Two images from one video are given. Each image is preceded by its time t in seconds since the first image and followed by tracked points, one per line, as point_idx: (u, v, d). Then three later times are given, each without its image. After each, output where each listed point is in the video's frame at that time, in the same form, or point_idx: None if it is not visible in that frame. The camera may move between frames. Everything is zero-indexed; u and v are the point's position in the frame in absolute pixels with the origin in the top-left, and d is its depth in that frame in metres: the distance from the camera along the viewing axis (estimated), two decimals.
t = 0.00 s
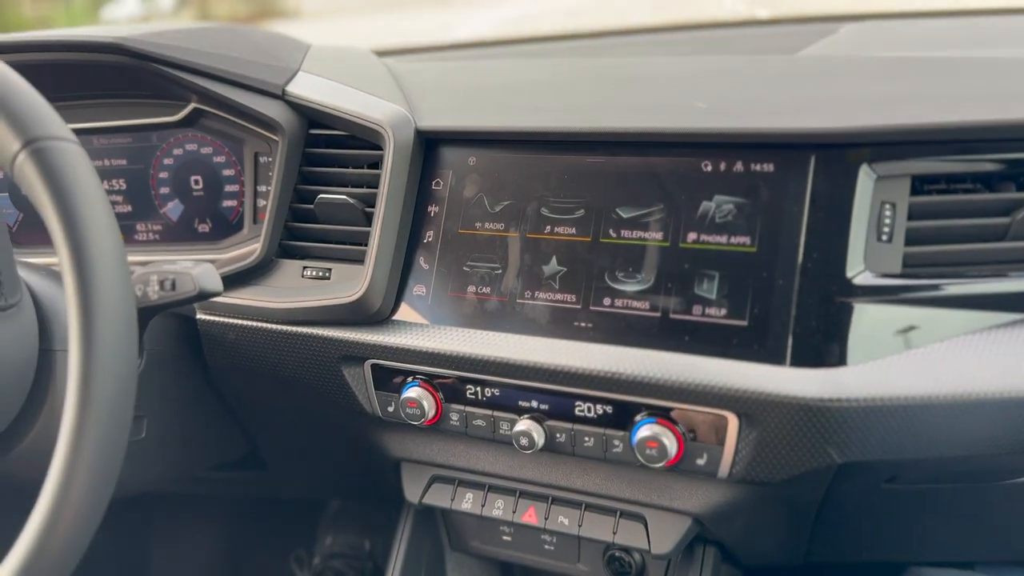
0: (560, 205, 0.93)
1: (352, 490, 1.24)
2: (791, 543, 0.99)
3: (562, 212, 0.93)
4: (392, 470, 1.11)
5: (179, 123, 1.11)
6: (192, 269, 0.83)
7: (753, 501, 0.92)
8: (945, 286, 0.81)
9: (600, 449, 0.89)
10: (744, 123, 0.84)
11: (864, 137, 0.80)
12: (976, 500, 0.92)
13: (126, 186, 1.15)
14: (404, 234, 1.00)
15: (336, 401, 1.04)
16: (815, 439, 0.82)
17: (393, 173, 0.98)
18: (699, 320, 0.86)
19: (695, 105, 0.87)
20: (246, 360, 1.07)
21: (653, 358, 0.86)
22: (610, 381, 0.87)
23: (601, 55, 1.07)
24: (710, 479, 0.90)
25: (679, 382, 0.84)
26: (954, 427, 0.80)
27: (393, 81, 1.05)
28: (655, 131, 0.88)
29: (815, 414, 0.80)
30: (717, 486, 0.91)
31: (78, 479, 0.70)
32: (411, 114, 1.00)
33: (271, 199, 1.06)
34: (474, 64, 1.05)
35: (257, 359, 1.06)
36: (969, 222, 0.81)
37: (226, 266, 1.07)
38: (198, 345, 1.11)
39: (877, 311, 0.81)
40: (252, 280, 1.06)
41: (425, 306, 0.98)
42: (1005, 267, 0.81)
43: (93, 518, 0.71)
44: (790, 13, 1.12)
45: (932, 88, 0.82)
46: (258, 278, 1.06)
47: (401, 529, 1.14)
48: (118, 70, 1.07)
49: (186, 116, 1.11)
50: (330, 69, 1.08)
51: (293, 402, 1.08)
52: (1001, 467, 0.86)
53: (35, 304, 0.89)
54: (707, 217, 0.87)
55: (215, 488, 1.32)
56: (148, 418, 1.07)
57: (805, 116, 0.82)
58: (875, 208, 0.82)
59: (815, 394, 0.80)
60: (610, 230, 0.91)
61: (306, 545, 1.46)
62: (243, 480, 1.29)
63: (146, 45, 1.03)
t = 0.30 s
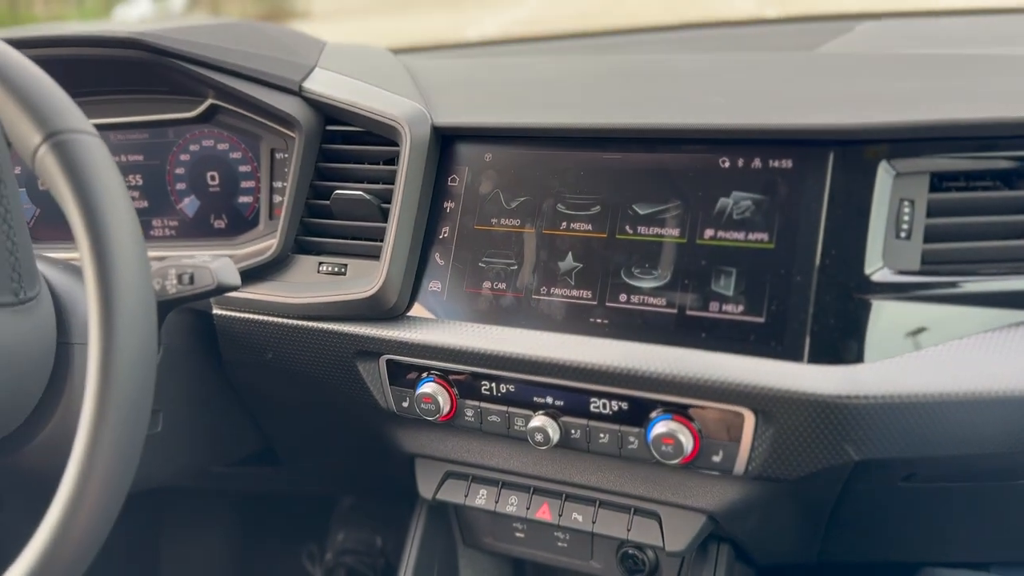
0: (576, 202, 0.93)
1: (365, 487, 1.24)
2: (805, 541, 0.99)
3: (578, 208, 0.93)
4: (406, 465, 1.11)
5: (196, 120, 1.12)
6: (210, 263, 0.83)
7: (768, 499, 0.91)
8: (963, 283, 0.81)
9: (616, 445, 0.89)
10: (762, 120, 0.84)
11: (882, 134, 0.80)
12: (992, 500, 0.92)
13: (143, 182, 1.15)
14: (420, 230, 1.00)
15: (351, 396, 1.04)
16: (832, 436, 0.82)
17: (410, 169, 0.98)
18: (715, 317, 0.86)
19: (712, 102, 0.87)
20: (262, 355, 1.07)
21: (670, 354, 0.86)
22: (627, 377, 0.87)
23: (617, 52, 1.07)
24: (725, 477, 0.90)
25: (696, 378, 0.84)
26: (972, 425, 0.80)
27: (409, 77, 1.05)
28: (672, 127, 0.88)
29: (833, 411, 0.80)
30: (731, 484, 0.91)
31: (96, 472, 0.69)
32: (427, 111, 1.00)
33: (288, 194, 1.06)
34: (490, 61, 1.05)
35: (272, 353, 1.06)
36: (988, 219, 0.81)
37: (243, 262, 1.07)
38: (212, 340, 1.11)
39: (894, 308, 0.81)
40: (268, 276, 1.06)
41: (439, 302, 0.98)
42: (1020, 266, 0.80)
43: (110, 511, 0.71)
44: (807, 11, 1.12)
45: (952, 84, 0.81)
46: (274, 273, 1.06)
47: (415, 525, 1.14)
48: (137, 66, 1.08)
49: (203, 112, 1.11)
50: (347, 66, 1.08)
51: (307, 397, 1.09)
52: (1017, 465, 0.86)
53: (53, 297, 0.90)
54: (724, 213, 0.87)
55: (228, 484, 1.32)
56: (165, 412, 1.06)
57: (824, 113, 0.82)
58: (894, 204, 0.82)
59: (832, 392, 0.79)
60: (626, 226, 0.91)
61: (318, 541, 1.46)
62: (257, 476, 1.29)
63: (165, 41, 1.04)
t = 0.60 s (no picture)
0: (586, 197, 0.94)
1: (376, 480, 1.25)
2: (813, 535, 1.00)
3: (588, 203, 0.94)
4: (417, 458, 1.13)
5: (210, 116, 1.13)
6: (225, 255, 0.83)
7: (776, 492, 0.92)
8: (970, 278, 0.82)
9: (625, 438, 0.90)
10: (771, 116, 0.85)
11: (891, 129, 0.81)
12: (998, 495, 0.92)
13: (158, 178, 1.17)
14: (431, 225, 1.01)
15: (363, 389, 1.06)
16: (839, 429, 0.83)
17: (421, 164, 1.00)
18: (723, 311, 0.86)
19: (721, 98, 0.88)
20: (275, 348, 1.08)
21: (678, 348, 0.87)
22: (636, 371, 0.88)
23: (627, 50, 1.08)
24: (733, 470, 0.91)
25: (704, 371, 0.85)
26: (977, 419, 0.81)
27: (420, 72, 1.06)
28: (682, 123, 0.89)
29: (840, 404, 0.81)
30: (739, 477, 0.92)
31: (115, 459, 0.71)
32: (439, 107, 1.01)
33: (301, 189, 1.08)
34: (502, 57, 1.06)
35: (286, 347, 1.07)
36: (996, 213, 0.81)
37: (256, 256, 1.09)
38: (227, 334, 1.13)
39: (902, 302, 0.82)
40: (282, 270, 1.08)
41: (450, 296, 0.99)
42: None
43: (129, 497, 0.72)
44: (817, 8, 1.12)
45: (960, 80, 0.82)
46: (287, 268, 1.08)
47: (426, 517, 1.16)
48: (154, 62, 1.09)
49: (218, 108, 1.13)
50: (359, 62, 1.09)
51: (320, 390, 1.10)
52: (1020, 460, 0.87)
53: (71, 290, 0.91)
54: (733, 209, 0.88)
55: (241, 477, 1.33)
56: (179, 404, 1.08)
57: (832, 108, 0.83)
58: (902, 199, 0.82)
59: (840, 385, 0.80)
60: (635, 221, 0.92)
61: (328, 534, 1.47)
62: (269, 468, 1.31)
63: (181, 37, 1.06)
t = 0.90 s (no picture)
0: (593, 196, 0.95)
1: (385, 475, 1.27)
2: (817, 531, 1.01)
3: (595, 202, 0.95)
4: (426, 452, 1.14)
5: (222, 115, 1.15)
6: (238, 254, 0.85)
7: (780, 488, 0.93)
8: (974, 276, 0.83)
9: (631, 433, 0.92)
10: (776, 116, 0.86)
11: (894, 129, 0.82)
12: (1002, 492, 0.93)
13: (171, 176, 1.19)
14: (440, 224, 1.02)
15: (373, 385, 1.07)
16: (841, 425, 0.84)
17: (430, 164, 1.01)
18: (728, 309, 0.88)
19: (727, 98, 0.89)
20: (286, 344, 1.10)
21: (683, 345, 0.88)
22: (641, 367, 0.89)
23: (634, 50, 1.09)
24: (738, 465, 0.92)
25: (709, 368, 0.86)
26: (980, 415, 0.82)
27: (428, 72, 1.07)
28: (688, 122, 0.90)
29: (843, 400, 0.82)
30: (744, 472, 0.93)
31: (131, 452, 0.72)
32: (447, 106, 1.02)
33: (312, 188, 1.09)
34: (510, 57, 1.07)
35: (297, 343, 1.09)
36: (998, 213, 0.82)
37: (268, 254, 1.10)
38: (240, 329, 1.14)
39: (905, 301, 0.83)
40: (293, 267, 1.09)
41: (458, 294, 1.01)
42: None
43: (144, 490, 0.74)
44: (823, 8, 1.13)
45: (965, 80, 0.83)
46: (298, 265, 1.09)
47: (435, 511, 1.17)
48: (167, 63, 1.11)
49: (230, 108, 1.14)
50: (369, 62, 1.11)
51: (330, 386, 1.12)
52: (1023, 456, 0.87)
53: (86, 287, 0.93)
54: (738, 208, 0.89)
55: (252, 471, 1.35)
56: (189, 396, 1.10)
57: (837, 108, 0.84)
58: (905, 198, 0.83)
59: (843, 381, 0.81)
60: (641, 220, 0.93)
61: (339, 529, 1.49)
62: (280, 463, 1.32)
63: (194, 39, 1.07)
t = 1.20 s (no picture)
0: (597, 193, 0.96)
1: (391, 471, 1.28)
2: (821, 528, 1.01)
3: (599, 199, 0.95)
4: (431, 448, 1.15)
5: (229, 113, 1.16)
6: (244, 250, 0.86)
7: (783, 484, 0.93)
8: (979, 273, 0.83)
9: (635, 429, 0.92)
10: (780, 113, 0.86)
11: (898, 126, 0.82)
12: (1006, 489, 0.93)
13: (178, 174, 1.19)
14: (445, 220, 1.03)
15: (379, 382, 1.08)
16: (845, 422, 0.84)
17: (435, 161, 1.01)
18: (733, 306, 0.88)
19: (731, 95, 0.89)
20: (293, 340, 1.11)
21: (687, 342, 0.88)
22: (645, 363, 0.89)
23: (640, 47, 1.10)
24: (742, 462, 0.92)
25: (712, 364, 0.86)
26: (984, 412, 0.82)
27: (434, 70, 1.08)
28: (692, 119, 0.90)
29: (847, 396, 0.82)
30: (748, 469, 0.93)
31: (138, 450, 0.73)
32: (453, 104, 1.03)
33: (318, 186, 1.10)
34: (514, 54, 1.07)
35: (304, 340, 1.10)
36: (1004, 209, 0.82)
37: (274, 251, 1.11)
38: (245, 326, 1.15)
39: (909, 297, 0.83)
40: (299, 264, 1.10)
41: (463, 290, 1.01)
42: None
43: (151, 486, 0.75)
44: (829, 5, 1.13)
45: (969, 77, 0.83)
46: (304, 262, 1.10)
47: (440, 507, 1.18)
48: (174, 60, 1.12)
49: (236, 106, 1.15)
50: (375, 60, 1.11)
51: (336, 382, 1.12)
52: None
53: (94, 283, 0.94)
54: (742, 205, 0.89)
55: (258, 467, 1.36)
56: (198, 394, 1.10)
57: (841, 105, 0.84)
58: (909, 195, 0.84)
59: (847, 378, 0.82)
60: (645, 217, 0.93)
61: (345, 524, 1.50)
62: (286, 459, 1.33)
63: (200, 37, 1.08)
